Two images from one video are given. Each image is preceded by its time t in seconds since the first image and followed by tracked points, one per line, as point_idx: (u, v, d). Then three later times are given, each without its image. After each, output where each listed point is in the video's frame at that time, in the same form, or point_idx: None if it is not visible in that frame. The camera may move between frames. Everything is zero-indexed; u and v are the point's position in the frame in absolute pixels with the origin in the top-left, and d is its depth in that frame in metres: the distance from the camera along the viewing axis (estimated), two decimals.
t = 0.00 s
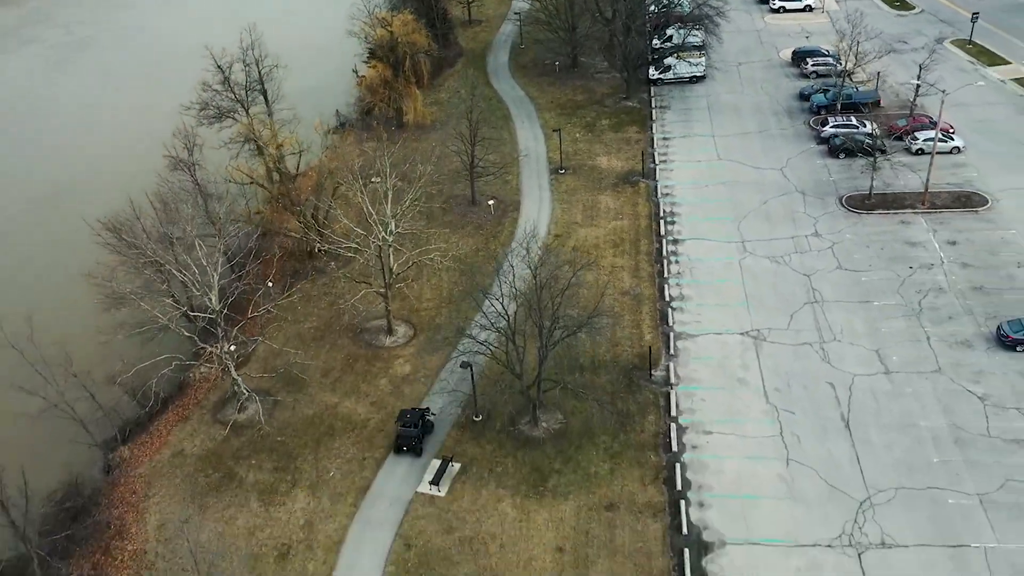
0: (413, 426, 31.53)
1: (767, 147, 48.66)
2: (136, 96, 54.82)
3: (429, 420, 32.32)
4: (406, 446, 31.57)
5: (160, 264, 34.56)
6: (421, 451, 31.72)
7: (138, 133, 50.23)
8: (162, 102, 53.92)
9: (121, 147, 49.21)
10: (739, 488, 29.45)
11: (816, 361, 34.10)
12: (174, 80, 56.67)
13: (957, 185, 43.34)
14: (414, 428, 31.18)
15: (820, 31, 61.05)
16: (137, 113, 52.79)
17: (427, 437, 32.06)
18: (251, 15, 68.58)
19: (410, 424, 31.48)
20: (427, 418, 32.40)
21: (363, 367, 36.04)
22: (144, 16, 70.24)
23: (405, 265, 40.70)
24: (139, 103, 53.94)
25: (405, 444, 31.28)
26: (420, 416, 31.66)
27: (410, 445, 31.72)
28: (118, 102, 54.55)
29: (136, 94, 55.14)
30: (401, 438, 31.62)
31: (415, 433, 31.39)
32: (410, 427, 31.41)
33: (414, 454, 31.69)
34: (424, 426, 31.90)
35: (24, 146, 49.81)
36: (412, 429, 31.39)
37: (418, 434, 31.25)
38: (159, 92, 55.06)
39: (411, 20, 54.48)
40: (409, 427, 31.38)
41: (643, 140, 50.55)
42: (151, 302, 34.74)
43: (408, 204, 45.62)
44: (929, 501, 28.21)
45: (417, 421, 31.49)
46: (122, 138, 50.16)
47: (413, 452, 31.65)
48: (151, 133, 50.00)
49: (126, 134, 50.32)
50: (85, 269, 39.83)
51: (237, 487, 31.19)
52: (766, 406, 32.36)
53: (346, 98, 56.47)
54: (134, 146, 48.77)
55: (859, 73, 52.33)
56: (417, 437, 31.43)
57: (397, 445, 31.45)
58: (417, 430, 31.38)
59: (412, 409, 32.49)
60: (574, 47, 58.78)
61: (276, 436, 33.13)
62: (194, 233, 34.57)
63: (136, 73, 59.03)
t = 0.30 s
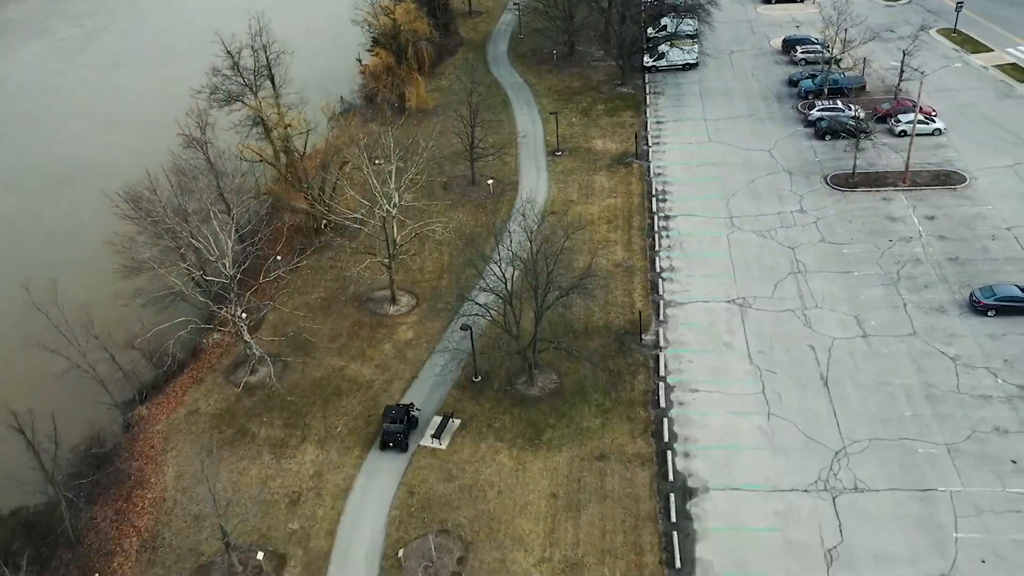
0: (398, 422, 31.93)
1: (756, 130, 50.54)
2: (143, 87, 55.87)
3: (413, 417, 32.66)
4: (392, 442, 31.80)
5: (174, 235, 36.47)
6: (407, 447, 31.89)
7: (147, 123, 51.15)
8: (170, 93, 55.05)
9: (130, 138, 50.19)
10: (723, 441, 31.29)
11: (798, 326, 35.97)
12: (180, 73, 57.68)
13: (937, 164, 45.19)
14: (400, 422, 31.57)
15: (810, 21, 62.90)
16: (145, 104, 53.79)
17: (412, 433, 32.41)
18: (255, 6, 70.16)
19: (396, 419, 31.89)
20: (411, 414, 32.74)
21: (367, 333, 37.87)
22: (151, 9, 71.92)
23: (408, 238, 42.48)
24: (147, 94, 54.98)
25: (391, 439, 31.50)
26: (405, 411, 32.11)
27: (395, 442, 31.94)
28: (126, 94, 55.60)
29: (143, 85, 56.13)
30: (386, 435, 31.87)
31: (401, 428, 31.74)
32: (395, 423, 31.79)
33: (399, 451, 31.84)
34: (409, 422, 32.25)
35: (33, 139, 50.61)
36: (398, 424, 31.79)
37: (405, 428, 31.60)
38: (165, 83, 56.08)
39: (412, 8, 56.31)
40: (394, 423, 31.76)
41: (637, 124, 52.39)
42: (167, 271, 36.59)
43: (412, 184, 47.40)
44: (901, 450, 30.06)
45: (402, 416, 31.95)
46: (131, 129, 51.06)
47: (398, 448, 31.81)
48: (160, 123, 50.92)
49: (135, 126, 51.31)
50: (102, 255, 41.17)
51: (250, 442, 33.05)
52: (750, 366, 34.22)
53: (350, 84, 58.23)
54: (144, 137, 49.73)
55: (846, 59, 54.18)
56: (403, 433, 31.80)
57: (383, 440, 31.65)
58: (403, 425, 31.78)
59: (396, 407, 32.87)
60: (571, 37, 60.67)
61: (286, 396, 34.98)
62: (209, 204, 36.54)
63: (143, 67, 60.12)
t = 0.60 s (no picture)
0: (387, 416, 32.26)
1: (746, 113, 52.43)
2: (143, 87, 56.64)
3: (401, 412, 32.96)
4: (381, 436, 32.10)
5: (188, 207, 38.39)
6: (396, 441, 32.20)
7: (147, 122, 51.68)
8: (170, 92, 55.72)
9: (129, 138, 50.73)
10: (708, 398, 33.14)
11: (781, 293, 37.83)
12: (179, 73, 58.40)
13: (919, 144, 47.08)
14: (389, 416, 31.90)
15: (800, 10, 64.80)
16: (144, 103, 54.38)
17: (401, 427, 32.68)
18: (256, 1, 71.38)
19: (384, 413, 32.22)
20: (399, 409, 33.08)
21: (372, 302, 39.75)
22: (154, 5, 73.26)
23: (411, 214, 44.34)
24: (146, 93, 55.70)
25: (380, 433, 31.83)
26: (393, 405, 32.46)
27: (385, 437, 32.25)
28: (127, 94, 56.35)
29: (143, 85, 56.93)
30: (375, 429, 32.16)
31: (390, 422, 32.07)
32: (384, 417, 32.12)
33: (388, 446, 32.15)
34: (397, 417, 32.55)
35: (34, 141, 51.31)
36: (386, 418, 32.12)
37: (393, 423, 31.94)
38: (165, 82, 56.83)
39: None
40: (382, 417, 32.09)
41: (631, 109, 54.25)
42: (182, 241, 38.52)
43: (414, 165, 49.23)
44: (875, 404, 31.91)
45: (391, 410, 32.30)
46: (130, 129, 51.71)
47: (387, 441, 32.13)
48: (158, 122, 51.49)
49: (135, 124, 51.93)
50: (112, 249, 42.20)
51: (261, 399, 34.94)
52: (735, 330, 36.07)
53: (353, 69, 59.86)
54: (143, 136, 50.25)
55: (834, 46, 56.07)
56: (392, 426, 32.12)
57: (372, 435, 31.96)
58: (392, 419, 32.12)
59: (383, 402, 33.17)
60: (569, 26, 62.57)
61: (295, 358, 36.87)
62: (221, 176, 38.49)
63: (142, 71, 61.17)
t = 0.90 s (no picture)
0: (377, 409, 32.46)
1: (737, 98, 54.34)
2: (143, 87, 56.58)
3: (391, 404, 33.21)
4: (373, 429, 32.40)
5: (201, 180, 40.38)
6: (388, 432, 32.53)
7: (147, 122, 51.67)
8: (170, 93, 55.72)
9: (129, 138, 50.66)
10: (695, 358, 35.03)
11: (766, 263, 39.74)
12: (180, 73, 58.39)
13: (901, 126, 48.97)
14: (380, 409, 32.19)
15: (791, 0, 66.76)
16: (145, 105, 54.30)
17: (392, 421, 32.99)
18: None
19: (375, 407, 32.45)
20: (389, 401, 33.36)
21: (376, 273, 41.64)
22: None
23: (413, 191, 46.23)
24: (147, 94, 55.66)
25: (372, 427, 32.11)
26: (384, 398, 32.72)
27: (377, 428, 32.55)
28: (127, 94, 56.26)
29: (143, 85, 56.90)
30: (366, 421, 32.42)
31: (381, 415, 32.35)
32: (375, 410, 32.35)
33: (381, 437, 32.49)
34: (388, 409, 32.84)
35: (34, 140, 50.90)
36: (378, 411, 32.34)
37: (385, 416, 32.25)
38: (165, 83, 56.81)
39: None
40: (372, 410, 32.33)
41: (626, 94, 56.10)
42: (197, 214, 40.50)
43: (416, 147, 51.07)
44: (851, 362, 33.83)
45: (382, 403, 32.51)
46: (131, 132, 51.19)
47: (380, 434, 32.46)
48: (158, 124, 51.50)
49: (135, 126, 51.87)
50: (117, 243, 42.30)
51: (271, 362, 36.85)
52: (721, 297, 37.97)
53: (356, 52, 61.24)
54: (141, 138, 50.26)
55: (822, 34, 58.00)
56: (383, 419, 32.40)
57: (364, 428, 32.24)
58: (383, 411, 32.39)
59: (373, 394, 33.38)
60: (566, 16, 64.51)
61: (303, 324, 38.77)
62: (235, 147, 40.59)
63: (143, 64, 61.44)
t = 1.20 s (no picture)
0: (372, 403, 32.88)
1: (727, 84, 56.25)
2: (145, 78, 58.07)
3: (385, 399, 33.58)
4: (369, 424, 32.69)
5: (213, 157, 42.27)
6: (383, 427, 32.83)
7: (150, 112, 53.16)
8: (173, 82, 57.23)
9: (132, 127, 52.10)
10: (682, 323, 36.94)
11: (752, 237, 41.64)
12: (180, 65, 59.68)
13: (884, 109, 50.89)
14: (374, 403, 32.59)
15: None
16: (148, 94, 55.78)
17: (387, 413, 33.39)
18: None
19: (369, 401, 32.89)
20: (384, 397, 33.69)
21: (379, 247, 43.55)
22: None
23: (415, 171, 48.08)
24: (149, 84, 57.11)
25: (368, 421, 32.42)
26: (377, 393, 33.22)
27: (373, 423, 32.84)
28: (128, 86, 57.57)
29: (146, 75, 58.39)
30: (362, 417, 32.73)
31: (376, 409, 32.70)
32: (370, 404, 32.77)
33: (377, 432, 32.74)
34: (382, 404, 33.16)
35: (34, 134, 52.30)
36: (372, 405, 32.76)
37: (379, 410, 32.57)
38: (167, 74, 58.32)
39: None
40: (368, 405, 32.72)
41: (620, 81, 57.97)
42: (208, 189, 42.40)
43: (417, 130, 52.93)
44: (830, 326, 35.76)
45: (376, 398, 32.97)
46: (130, 126, 52.27)
47: (376, 428, 32.73)
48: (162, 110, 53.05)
49: (136, 115, 53.22)
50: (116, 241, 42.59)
51: (280, 328, 38.79)
52: (708, 268, 39.86)
53: (359, 40, 63.04)
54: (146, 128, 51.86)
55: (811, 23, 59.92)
56: (378, 413, 32.73)
57: (359, 424, 32.54)
58: (378, 405, 32.77)
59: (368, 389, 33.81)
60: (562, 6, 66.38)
61: (310, 294, 40.68)
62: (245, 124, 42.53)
63: (144, 53, 62.75)
